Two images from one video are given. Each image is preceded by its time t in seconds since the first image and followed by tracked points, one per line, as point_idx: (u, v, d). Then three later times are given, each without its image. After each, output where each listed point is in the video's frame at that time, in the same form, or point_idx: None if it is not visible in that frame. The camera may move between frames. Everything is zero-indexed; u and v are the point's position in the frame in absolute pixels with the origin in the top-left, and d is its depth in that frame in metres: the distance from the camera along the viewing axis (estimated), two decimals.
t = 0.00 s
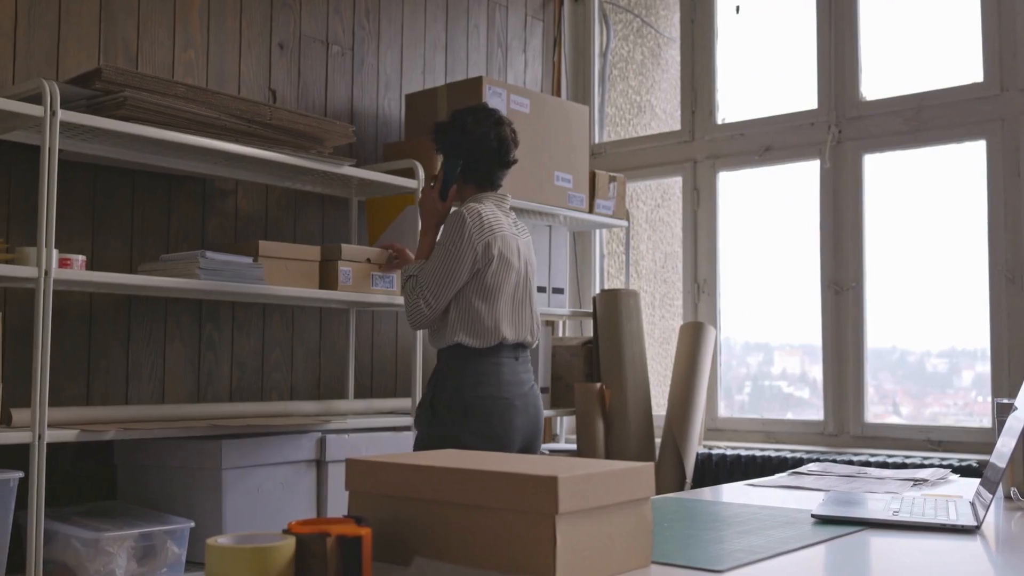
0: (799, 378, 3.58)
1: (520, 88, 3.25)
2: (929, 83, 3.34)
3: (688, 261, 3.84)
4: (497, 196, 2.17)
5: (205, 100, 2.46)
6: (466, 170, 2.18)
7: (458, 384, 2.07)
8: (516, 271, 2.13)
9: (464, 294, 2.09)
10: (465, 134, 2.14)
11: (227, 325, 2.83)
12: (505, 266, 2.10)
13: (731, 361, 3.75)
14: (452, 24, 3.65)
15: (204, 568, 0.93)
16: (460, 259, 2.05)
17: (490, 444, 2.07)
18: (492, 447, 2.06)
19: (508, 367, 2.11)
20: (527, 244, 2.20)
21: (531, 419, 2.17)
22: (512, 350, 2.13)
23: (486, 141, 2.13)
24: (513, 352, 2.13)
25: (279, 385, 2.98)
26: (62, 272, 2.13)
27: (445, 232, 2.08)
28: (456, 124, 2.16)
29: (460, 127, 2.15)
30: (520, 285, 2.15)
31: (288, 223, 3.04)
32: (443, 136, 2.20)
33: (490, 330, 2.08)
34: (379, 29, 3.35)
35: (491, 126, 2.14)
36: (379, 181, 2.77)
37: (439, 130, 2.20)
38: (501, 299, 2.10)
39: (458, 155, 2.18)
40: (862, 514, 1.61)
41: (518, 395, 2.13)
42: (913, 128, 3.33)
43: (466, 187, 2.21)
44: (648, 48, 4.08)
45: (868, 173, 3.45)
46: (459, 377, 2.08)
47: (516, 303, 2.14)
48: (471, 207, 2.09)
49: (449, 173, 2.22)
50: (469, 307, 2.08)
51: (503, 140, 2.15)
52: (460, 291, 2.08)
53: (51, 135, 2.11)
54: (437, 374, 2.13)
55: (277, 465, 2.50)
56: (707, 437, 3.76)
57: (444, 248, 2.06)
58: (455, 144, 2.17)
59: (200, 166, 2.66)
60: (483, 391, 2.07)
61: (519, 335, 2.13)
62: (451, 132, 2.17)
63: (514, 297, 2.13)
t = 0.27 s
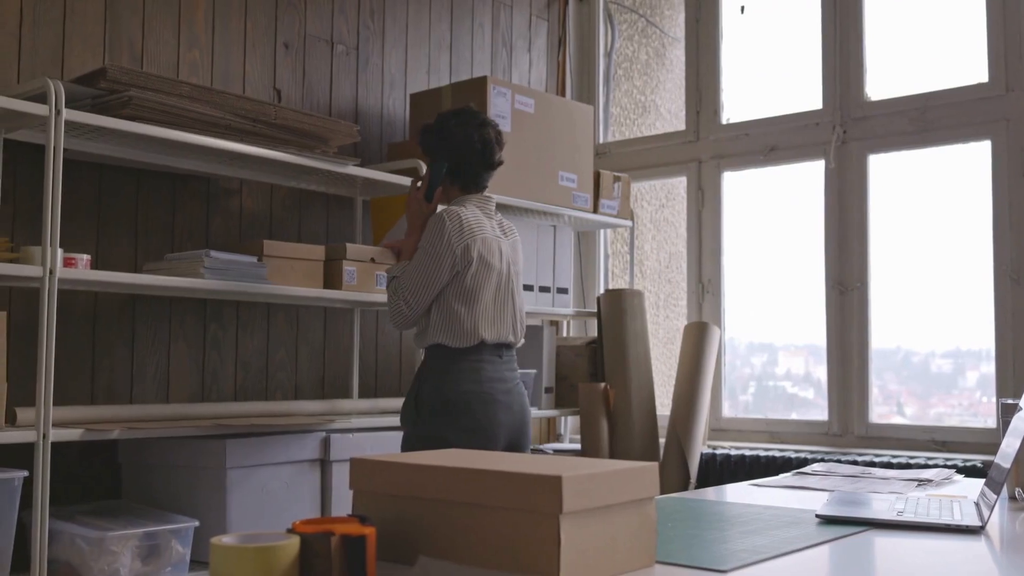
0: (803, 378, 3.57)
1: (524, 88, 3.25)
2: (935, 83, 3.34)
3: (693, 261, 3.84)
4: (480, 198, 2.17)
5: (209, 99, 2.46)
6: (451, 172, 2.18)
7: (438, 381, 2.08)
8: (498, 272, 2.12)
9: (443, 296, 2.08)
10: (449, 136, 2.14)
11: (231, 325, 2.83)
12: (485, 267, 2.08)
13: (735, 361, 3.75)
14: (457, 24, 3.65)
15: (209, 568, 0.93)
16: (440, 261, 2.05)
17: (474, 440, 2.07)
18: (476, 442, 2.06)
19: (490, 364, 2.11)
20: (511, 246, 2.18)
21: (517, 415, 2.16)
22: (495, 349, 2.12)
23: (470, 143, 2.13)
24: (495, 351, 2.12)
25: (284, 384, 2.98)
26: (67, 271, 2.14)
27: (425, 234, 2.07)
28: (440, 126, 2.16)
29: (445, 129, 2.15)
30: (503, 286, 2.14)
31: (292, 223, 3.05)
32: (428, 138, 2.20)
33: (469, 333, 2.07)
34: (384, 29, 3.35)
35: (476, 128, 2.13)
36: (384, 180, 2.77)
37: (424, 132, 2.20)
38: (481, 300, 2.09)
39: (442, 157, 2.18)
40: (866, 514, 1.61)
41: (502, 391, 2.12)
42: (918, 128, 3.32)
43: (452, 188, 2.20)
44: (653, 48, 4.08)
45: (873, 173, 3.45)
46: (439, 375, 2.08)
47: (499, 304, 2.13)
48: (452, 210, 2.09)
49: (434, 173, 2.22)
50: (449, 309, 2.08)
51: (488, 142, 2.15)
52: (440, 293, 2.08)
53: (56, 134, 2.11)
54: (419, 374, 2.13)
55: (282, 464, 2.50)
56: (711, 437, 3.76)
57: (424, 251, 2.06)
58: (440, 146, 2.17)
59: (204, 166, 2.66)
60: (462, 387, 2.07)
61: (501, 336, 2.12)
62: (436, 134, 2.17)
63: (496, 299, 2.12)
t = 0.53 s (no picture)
0: (808, 379, 3.57)
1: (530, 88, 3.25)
2: (940, 83, 3.33)
3: (698, 261, 3.84)
4: (469, 197, 2.17)
5: (214, 99, 2.46)
6: (441, 171, 2.18)
7: (426, 379, 2.08)
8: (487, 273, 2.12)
9: (432, 296, 2.08)
10: (437, 136, 2.13)
11: (236, 324, 2.84)
12: (474, 268, 2.08)
13: (740, 361, 3.75)
14: (463, 24, 3.66)
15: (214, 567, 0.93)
16: (428, 262, 2.05)
17: (464, 437, 2.07)
18: (466, 439, 2.06)
19: (479, 361, 2.10)
20: (501, 246, 2.18)
21: (506, 412, 2.16)
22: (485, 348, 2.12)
23: (458, 143, 2.13)
24: (484, 350, 2.12)
25: (289, 383, 2.98)
26: (72, 270, 2.14)
27: (414, 235, 2.08)
28: (428, 126, 2.16)
29: (433, 129, 2.14)
30: (492, 286, 2.14)
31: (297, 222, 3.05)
32: (415, 138, 2.19)
33: (457, 333, 2.07)
34: (390, 29, 3.36)
35: (464, 128, 2.13)
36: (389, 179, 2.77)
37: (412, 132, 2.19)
38: (470, 300, 2.09)
39: (431, 157, 2.17)
40: (871, 515, 1.61)
41: (491, 388, 2.12)
42: (923, 128, 3.32)
43: (442, 188, 2.20)
44: (658, 48, 4.08)
45: (878, 174, 3.44)
46: (427, 372, 2.09)
47: (488, 304, 2.12)
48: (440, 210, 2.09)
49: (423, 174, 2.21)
50: (437, 310, 2.08)
51: (476, 141, 2.15)
52: (428, 294, 2.08)
53: (62, 133, 2.12)
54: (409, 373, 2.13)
55: (287, 463, 2.51)
56: (716, 437, 3.76)
57: (412, 252, 2.07)
58: (428, 146, 2.17)
59: (210, 165, 2.66)
60: (451, 384, 2.07)
61: (491, 335, 2.12)
62: (424, 135, 2.17)
63: (485, 299, 2.12)
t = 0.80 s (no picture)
0: (811, 379, 3.57)
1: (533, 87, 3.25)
2: (944, 84, 3.33)
3: (701, 261, 3.84)
4: (466, 197, 2.17)
5: (218, 98, 2.46)
6: (439, 171, 2.17)
7: (419, 379, 2.09)
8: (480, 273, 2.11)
9: (424, 295, 2.08)
10: (435, 134, 2.13)
11: (240, 323, 2.84)
12: (466, 268, 2.08)
13: (742, 361, 3.75)
14: (466, 23, 3.66)
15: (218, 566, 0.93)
16: (420, 262, 2.05)
17: (457, 436, 2.08)
18: (459, 438, 2.07)
19: (471, 360, 2.11)
20: (495, 245, 2.17)
21: (498, 411, 2.16)
22: (477, 347, 2.12)
23: (456, 142, 2.13)
24: (476, 349, 2.12)
25: (291, 382, 2.98)
26: (76, 269, 2.14)
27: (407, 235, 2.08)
28: (426, 124, 2.15)
29: (431, 128, 2.14)
30: (486, 285, 2.13)
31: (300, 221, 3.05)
32: (413, 136, 2.19)
33: (450, 332, 2.07)
34: (393, 28, 3.36)
35: (461, 126, 2.13)
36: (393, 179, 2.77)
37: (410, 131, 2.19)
38: (463, 300, 2.09)
39: (429, 155, 2.17)
40: (874, 515, 1.61)
41: (483, 387, 2.13)
42: (927, 128, 3.32)
43: (440, 188, 2.19)
44: (661, 48, 4.08)
45: (881, 174, 3.44)
46: (420, 372, 2.09)
47: (480, 303, 2.12)
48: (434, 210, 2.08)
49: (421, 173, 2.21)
50: (431, 309, 2.08)
51: (474, 140, 2.15)
52: (421, 293, 2.08)
53: (66, 132, 2.12)
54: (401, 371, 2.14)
55: (290, 462, 2.51)
56: (719, 437, 3.75)
57: (405, 252, 2.07)
58: (426, 144, 2.16)
59: (213, 164, 2.66)
60: (443, 384, 2.08)
61: (483, 335, 2.12)
62: (422, 133, 2.17)
63: (478, 298, 2.12)
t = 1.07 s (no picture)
0: (813, 379, 3.57)
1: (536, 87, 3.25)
2: (947, 84, 3.33)
3: (703, 261, 3.84)
4: (467, 196, 2.17)
5: (221, 97, 2.46)
6: (441, 170, 2.17)
7: (420, 378, 2.09)
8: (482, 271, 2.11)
9: (427, 294, 2.08)
10: (438, 132, 2.13)
11: (242, 322, 2.84)
12: (469, 266, 2.08)
13: (745, 361, 3.75)
14: (469, 23, 3.66)
15: (222, 564, 0.93)
16: (424, 262, 2.05)
17: (458, 435, 2.08)
18: (460, 438, 2.07)
19: (473, 360, 2.11)
20: (497, 243, 2.17)
21: (499, 410, 2.17)
22: (478, 345, 2.13)
23: (459, 141, 2.13)
24: (478, 348, 2.12)
25: (294, 381, 2.99)
26: (80, 268, 2.15)
27: (410, 234, 2.07)
28: (429, 122, 2.15)
29: (434, 127, 2.14)
30: (488, 284, 2.14)
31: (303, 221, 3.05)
32: (415, 134, 2.19)
33: (452, 332, 2.07)
34: (396, 28, 3.36)
35: (464, 125, 2.13)
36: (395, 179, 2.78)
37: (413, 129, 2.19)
38: (466, 298, 2.09)
39: (431, 154, 2.17)
40: (877, 515, 1.61)
41: (484, 386, 2.13)
42: (930, 129, 3.32)
43: (441, 187, 2.19)
44: (664, 48, 4.08)
45: (884, 174, 3.44)
46: (421, 371, 2.10)
47: (483, 302, 2.12)
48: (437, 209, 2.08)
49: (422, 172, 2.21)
50: (433, 308, 2.08)
51: (477, 140, 2.15)
52: (423, 292, 2.08)
53: (70, 131, 2.12)
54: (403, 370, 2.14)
55: (293, 462, 2.51)
56: (721, 437, 3.75)
57: (410, 251, 2.06)
58: (428, 143, 2.16)
59: (215, 163, 2.67)
60: (444, 382, 2.08)
61: (486, 333, 2.13)
62: (424, 131, 2.17)
63: (481, 297, 2.12)
